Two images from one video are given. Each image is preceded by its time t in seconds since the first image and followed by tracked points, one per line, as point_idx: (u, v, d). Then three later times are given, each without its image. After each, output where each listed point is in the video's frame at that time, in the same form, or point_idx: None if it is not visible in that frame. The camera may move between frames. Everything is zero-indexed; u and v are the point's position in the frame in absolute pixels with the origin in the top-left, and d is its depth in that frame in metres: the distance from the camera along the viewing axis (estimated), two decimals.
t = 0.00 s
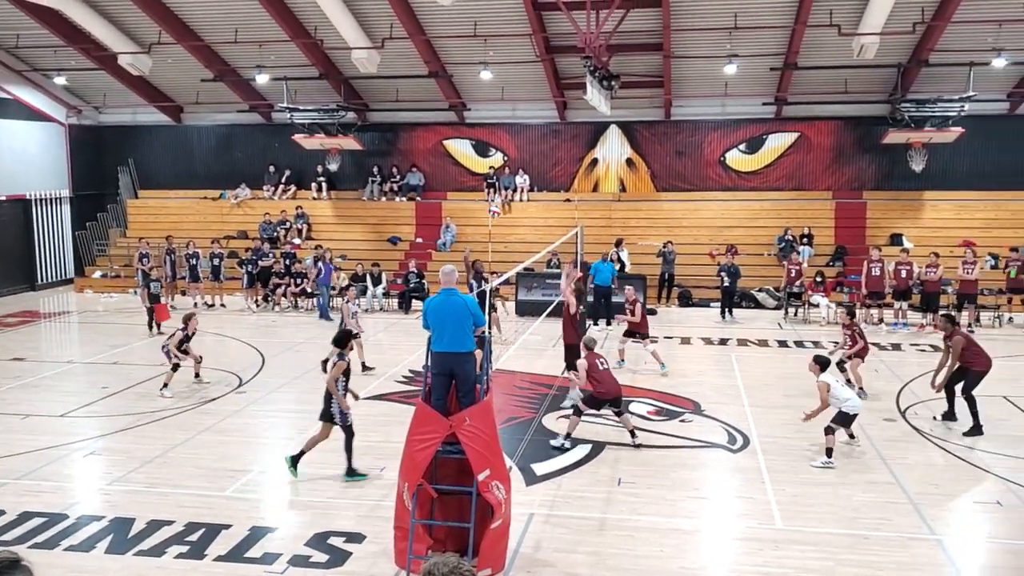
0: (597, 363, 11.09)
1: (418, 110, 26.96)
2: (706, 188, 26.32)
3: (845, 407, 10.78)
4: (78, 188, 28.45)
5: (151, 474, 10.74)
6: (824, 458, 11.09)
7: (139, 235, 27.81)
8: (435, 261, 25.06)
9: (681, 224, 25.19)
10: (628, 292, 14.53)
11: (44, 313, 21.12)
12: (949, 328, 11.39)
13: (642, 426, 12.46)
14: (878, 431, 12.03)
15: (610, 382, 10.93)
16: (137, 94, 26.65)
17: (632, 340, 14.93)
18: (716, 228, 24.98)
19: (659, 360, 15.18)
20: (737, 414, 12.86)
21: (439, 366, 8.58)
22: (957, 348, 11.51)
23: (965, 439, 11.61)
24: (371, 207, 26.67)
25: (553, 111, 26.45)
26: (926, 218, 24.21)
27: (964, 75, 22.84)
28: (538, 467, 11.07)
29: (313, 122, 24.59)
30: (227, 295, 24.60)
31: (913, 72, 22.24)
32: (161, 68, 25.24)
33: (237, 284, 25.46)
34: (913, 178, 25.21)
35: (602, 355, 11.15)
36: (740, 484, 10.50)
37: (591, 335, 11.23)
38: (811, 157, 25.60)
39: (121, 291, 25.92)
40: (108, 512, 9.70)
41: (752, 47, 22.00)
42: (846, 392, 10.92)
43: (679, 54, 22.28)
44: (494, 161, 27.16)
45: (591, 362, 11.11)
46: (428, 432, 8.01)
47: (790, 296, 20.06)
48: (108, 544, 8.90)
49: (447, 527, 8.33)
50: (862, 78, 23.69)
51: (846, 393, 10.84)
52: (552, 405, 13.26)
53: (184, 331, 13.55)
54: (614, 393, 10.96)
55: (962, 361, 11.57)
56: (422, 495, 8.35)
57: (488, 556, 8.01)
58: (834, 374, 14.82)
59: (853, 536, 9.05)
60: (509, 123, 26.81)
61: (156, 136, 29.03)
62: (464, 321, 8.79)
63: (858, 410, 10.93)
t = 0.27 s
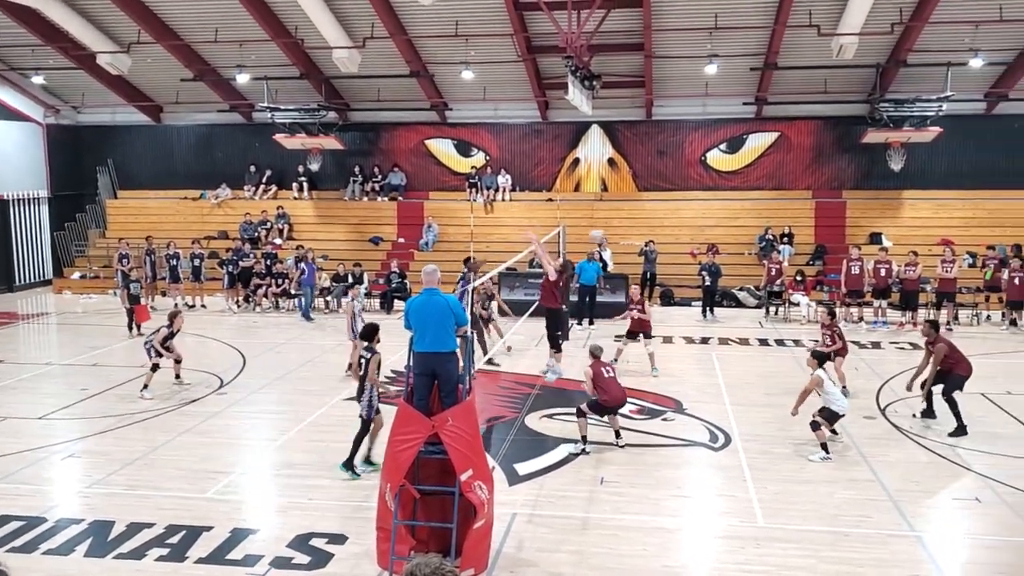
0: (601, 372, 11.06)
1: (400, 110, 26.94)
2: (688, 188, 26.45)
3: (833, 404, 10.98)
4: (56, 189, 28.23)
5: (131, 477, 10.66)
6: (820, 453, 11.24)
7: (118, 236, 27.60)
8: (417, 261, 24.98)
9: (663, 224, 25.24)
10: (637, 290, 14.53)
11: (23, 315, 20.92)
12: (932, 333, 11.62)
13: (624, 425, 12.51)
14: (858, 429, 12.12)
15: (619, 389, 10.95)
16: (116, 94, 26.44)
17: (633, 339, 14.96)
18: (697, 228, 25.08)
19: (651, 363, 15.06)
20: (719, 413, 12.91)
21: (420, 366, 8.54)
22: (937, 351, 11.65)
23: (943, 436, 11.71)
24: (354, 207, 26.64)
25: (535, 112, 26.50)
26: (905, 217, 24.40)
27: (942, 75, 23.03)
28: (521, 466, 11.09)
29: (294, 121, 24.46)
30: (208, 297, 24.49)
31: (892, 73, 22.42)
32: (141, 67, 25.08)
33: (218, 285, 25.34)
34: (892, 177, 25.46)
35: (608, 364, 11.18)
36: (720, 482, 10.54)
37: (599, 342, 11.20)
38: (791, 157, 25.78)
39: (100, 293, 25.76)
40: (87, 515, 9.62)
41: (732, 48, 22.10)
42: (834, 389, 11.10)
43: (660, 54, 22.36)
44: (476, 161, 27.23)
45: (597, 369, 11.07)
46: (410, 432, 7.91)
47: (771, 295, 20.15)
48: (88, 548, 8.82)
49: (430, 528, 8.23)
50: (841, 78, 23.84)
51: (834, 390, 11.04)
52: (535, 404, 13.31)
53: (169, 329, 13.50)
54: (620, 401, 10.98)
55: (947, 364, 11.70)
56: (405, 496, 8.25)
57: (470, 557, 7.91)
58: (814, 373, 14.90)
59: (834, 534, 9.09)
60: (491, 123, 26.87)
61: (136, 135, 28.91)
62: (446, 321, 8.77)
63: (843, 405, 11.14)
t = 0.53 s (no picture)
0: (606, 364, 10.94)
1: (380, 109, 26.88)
2: (667, 187, 26.58)
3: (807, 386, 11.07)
4: (31, 188, 27.93)
5: (107, 478, 10.56)
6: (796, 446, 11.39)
7: (94, 235, 27.33)
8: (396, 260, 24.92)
9: (643, 222, 25.29)
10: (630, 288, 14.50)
11: None
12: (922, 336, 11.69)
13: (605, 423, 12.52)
14: (836, 425, 12.22)
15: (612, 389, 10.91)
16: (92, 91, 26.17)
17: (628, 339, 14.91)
18: (677, 226, 25.15)
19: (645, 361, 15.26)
20: (698, 411, 12.97)
21: (401, 365, 8.47)
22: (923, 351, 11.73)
23: (919, 432, 11.84)
24: (336, 206, 26.50)
25: (514, 110, 26.53)
26: (882, 215, 24.59)
27: (917, 74, 23.24)
28: (502, 465, 11.08)
29: (272, 119, 24.30)
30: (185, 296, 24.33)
31: (868, 72, 22.61)
32: (117, 65, 24.85)
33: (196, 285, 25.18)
34: (870, 175, 25.73)
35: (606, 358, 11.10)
36: (699, 479, 10.59)
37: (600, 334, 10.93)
38: (769, 155, 25.95)
39: (77, 293, 25.50)
40: (63, 518, 9.51)
41: (711, 47, 22.19)
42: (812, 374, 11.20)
43: (639, 53, 22.43)
44: (456, 159, 27.24)
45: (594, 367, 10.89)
46: (390, 431, 7.84)
47: (749, 293, 20.25)
48: (64, 550, 8.72)
49: (411, 528, 8.14)
50: (819, 78, 23.99)
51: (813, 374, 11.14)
52: (516, 402, 13.32)
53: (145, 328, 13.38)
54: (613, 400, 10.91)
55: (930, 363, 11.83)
56: (386, 496, 8.18)
57: (451, 556, 7.81)
58: (792, 370, 14.99)
59: (812, 530, 9.15)
60: (471, 121, 26.88)
61: (113, 134, 28.67)
62: (426, 320, 8.72)
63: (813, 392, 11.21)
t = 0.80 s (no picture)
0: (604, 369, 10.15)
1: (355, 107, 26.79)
2: (641, 185, 26.68)
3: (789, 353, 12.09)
4: None
5: (78, 480, 10.44)
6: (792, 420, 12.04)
7: (64, 234, 27.00)
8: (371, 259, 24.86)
9: (617, 221, 25.32)
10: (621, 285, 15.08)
11: None
12: (908, 328, 11.54)
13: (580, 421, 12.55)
14: (808, 421, 12.33)
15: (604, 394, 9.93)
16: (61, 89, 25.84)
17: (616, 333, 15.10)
18: (652, 224, 25.25)
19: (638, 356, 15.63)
20: (672, 408, 13.04)
21: (375, 365, 8.41)
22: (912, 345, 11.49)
23: (890, 428, 11.98)
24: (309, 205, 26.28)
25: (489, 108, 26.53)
26: (853, 213, 24.79)
27: (887, 74, 23.49)
28: (477, 464, 11.06)
29: (245, 117, 24.09)
30: (157, 296, 24.12)
31: (839, 72, 22.82)
32: (87, 62, 24.55)
33: (168, 284, 24.96)
34: (841, 174, 25.99)
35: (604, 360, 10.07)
36: (673, 476, 10.65)
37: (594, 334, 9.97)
38: (742, 154, 26.14)
39: (46, 292, 25.15)
40: (32, 521, 9.38)
41: (684, 45, 22.29)
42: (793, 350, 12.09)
43: (613, 52, 22.50)
44: (430, 157, 27.19)
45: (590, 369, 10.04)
46: (364, 431, 7.76)
47: (722, 291, 20.37)
48: (33, 554, 8.60)
49: (385, 528, 8.07)
50: (790, 77, 24.16)
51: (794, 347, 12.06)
52: (491, 401, 13.32)
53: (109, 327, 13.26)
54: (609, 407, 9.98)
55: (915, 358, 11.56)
56: (360, 496, 8.11)
57: (426, 556, 7.75)
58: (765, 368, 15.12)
59: (785, 526, 9.22)
60: (446, 120, 26.86)
61: (84, 132, 28.34)
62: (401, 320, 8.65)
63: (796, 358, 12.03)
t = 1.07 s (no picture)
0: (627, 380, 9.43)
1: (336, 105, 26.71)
2: (621, 184, 26.75)
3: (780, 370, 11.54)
4: None
5: (53, 481, 10.34)
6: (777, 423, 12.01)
7: (40, 233, 26.76)
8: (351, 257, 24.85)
9: (598, 219, 25.39)
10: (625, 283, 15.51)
11: None
12: (905, 332, 11.05)
13: (559, 419, 12.57)
14: (788, 419, 12.41)
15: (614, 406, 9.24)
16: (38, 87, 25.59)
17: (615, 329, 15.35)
18: (632, 223, 25.32)
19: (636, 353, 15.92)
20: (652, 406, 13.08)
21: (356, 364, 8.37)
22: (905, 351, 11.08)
23: (868, 425, 12.07)
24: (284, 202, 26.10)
25: (470, 107, 26.52)
26: (832, 212, 24.96)
27: (865, 73, 23.65)
28: (457, 463, 11.03)
29: (224, 115, 23.94)
30: (135, 295, 23.98)
31: (818, 71, 22.96)
32: (64, 60, 24.34)
33: (146, 283, 24.80)
34: (819, 174, 26.09)
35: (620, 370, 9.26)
36: (652, 473, 10.68)
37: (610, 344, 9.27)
38: (722, 153, 26.22)
39: (21, 292, 24.98)
40: (7, 522, 9.29)
41: (664, 45, 22.36)
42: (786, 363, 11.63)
43: (594, 51, 22.54)
44: (411, 156, 27.13)
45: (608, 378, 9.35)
46: (344, 431, 7.68)
47: (703, 289, 20.47)
48: (8, 556, 8.51)
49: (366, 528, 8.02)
50: (769, 76, 24.27)
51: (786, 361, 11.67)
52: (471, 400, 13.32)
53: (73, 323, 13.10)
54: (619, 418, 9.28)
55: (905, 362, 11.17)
56: (340, 496, 8.05)
57: (407, 555, 7.71)
58: (745, 367, 15.18)
59: (764, 523, 9.26)
60: (426, 118, 26.81)
61: (61, 130, 28.10)
62: (381, 318, 8.62)
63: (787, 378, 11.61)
